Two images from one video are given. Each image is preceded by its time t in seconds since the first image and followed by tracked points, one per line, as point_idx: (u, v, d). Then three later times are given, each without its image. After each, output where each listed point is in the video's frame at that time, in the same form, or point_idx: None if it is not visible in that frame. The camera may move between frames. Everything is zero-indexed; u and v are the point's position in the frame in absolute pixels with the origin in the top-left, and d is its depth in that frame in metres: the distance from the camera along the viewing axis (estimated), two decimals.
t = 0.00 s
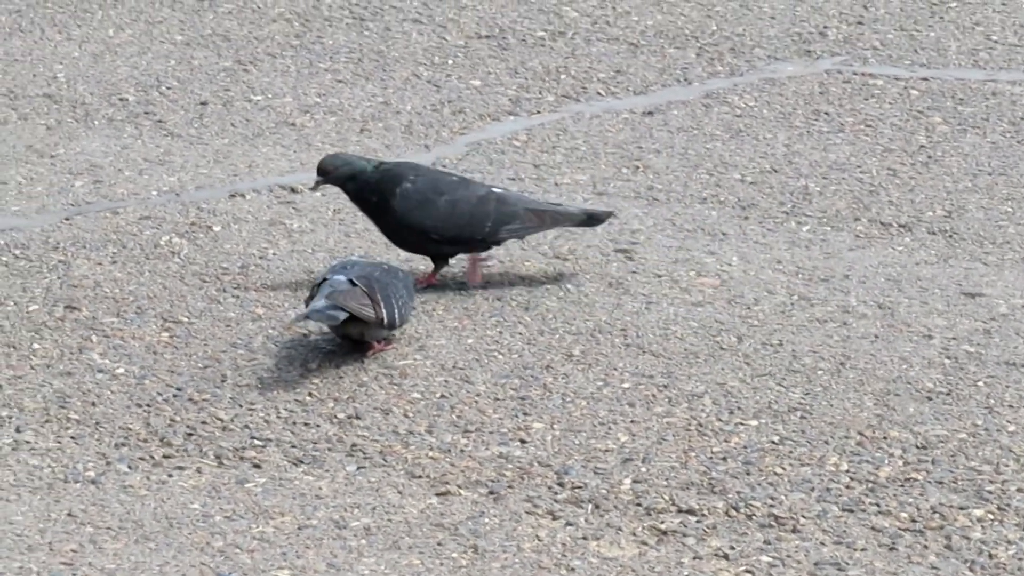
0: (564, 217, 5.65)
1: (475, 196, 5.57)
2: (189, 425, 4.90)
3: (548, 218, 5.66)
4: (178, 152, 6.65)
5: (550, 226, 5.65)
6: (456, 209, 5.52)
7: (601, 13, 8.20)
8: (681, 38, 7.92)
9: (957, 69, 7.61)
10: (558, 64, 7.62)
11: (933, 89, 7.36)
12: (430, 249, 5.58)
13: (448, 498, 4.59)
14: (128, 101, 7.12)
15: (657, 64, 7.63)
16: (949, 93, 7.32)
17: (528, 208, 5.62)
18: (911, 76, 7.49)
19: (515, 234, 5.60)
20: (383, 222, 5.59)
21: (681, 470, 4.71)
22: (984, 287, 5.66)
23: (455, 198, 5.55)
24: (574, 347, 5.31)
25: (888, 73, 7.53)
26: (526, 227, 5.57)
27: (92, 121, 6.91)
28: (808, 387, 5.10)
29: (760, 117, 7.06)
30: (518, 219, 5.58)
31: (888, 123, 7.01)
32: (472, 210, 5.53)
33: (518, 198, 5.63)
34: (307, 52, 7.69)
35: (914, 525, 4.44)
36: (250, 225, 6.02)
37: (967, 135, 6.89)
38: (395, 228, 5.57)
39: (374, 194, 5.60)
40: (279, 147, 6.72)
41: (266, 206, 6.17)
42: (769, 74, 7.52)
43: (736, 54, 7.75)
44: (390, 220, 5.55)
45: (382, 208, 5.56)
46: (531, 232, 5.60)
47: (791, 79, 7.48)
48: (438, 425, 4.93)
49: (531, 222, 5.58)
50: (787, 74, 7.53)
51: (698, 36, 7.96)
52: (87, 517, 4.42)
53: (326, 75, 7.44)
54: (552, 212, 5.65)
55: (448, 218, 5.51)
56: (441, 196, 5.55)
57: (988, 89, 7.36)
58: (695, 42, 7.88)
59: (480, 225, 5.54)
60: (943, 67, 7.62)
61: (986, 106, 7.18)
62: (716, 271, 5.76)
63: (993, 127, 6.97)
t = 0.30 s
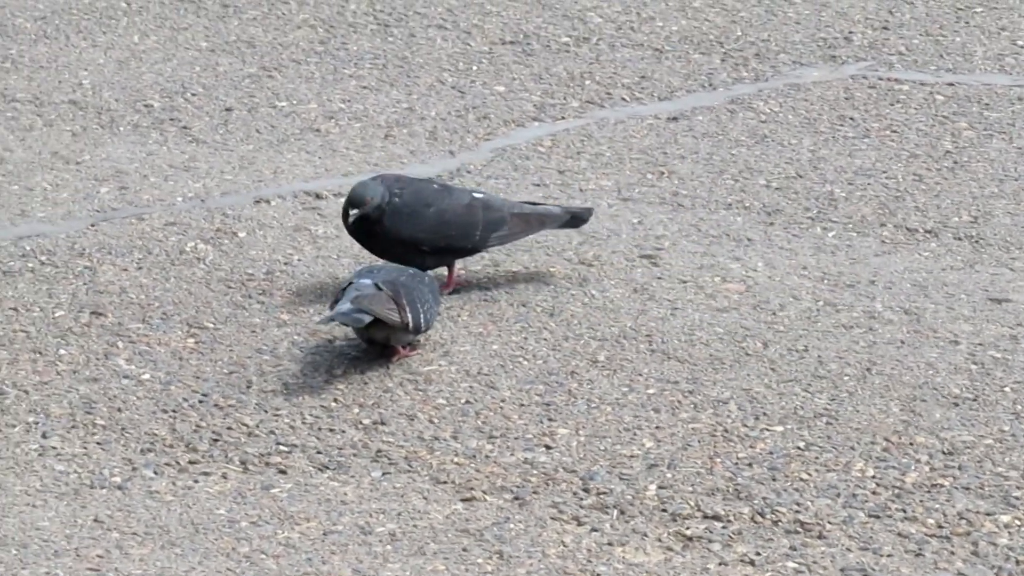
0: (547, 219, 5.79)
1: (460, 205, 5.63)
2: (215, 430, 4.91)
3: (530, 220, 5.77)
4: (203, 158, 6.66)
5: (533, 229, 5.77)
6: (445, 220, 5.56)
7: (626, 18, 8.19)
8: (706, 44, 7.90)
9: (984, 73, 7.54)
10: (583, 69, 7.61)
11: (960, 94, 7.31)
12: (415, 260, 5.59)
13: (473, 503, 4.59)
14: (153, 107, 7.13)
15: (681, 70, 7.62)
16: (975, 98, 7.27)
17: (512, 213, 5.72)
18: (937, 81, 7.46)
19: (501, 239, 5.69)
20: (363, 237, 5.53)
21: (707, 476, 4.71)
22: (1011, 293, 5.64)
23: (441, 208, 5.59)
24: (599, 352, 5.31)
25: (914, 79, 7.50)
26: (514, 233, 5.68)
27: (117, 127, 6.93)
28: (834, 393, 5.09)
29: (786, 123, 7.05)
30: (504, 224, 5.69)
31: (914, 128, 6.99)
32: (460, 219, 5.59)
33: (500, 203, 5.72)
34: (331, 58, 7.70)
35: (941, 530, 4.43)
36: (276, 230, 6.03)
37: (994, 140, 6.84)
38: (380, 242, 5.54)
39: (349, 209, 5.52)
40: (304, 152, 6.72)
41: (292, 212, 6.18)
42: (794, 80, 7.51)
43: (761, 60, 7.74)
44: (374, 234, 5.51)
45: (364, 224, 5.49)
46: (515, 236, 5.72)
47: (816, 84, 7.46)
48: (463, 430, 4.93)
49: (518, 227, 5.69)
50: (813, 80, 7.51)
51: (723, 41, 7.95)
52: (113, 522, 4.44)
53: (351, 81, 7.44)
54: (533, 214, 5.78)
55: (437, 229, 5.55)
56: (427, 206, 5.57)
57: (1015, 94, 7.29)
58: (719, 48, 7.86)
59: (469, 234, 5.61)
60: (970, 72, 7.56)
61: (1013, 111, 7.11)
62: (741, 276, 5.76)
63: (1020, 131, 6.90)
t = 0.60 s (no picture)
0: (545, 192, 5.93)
1: (476, 198, 5.68)
2: (241, 432, 4.92)
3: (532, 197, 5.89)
4: (229, 160, 6.67)
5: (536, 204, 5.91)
6: (469, 216, 5.60)
7: (653, 20, 8.19)
8: (732, 46, 7.89)
9: (1012, 74, 7.51)
10: (608, 71, 7.60)
11: (987, 95, 7.29)
12: (450, 264, 5.59)
13: (499, 504, 4.60)
14: (180, 109, 7.13)
15: (708, 71, 7.60)
16: (1003, 99, 7.24)
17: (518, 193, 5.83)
18: (965, 82, 7.43)
19: (516, 221, 5.80)
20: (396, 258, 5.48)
21: (733, 477, 4.70)
22: None
23: (462, 206, 5.61)
24: (625, 354, 5.30)
25: (941, 80, 7.48)
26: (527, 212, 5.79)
27: (143, 129, 6.93)
28: (861, 394, 5.09)
29: (812, 124, 7.05)
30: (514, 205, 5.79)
31: (941, 129, 6.97)
32: (481, 211, 5.64)
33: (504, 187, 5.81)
34: (358, 60, 7.70)
35: (968, 532, 4.43)
36: (302, 232, 6.04)
37: (1021, 141, 6.81)
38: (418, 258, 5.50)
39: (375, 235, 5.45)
40: (330, 154, 6.72)
41: (318, 213, 6.18)
42: (821, 82, 7.50)
43: (787, 61, 7.72)
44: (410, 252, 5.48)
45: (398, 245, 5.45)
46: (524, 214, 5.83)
47: (843, 86, 7.45)
48: (489, 432, 4.93)
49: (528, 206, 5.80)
50: (840, 81, 7.50)
51: (749, 43, 7.93)
52: (140, 523, 4.45)
53: (377, 83, 7.44)
54: (532, 190, 5.92)
55: (467, 226, 5.58)
56: (450, 207, 5.59)
57: None
58: (746, 49, 7.85)
59: (492, 224, 5.68)
60: (997, 73, 7.53)
61: None
62: (767, 278, 5.75)
63: None
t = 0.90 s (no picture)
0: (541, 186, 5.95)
1: (474, 198, 5.69)
2: (265, 436, 4.92)
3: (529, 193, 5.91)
4: (253, 164, 6.67)
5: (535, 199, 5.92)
6: (472, 215, 5.61)
7: (677, 25, 8.19)
8: (757, 50, 7.89)
9: None
10: (632, 76, 7.60)
11: (1012, 100, 7.27)
12: (464, 267, 5.60)
13: (523, 509, 4.59)
14: (204, 114, 7.14)
15: (732, 76, 7.60)
16: None
17: (514, 190, 5.84)
18: (990, 87, 7.43)
19: (518, 216, 5.80)
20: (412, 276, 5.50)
21: (758, 482, 4.70)
22: None
23: (462, 207, 5.62)
24: (649, 359, 5.30)
25: (965, 84, 7.47)
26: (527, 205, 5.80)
27: (168, 134, 6.94)
28: (885, 399, 5.08)
29: (836, 129, 7.04)
30: (512, 201, 5.80)
31: (965, 134, 6.97)
32: (481, 209, 5.65)
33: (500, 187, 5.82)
34: (382, 65, 7.70)
35: (992, 537, 4.43)
36: (326, 237, 6.04)
37: None
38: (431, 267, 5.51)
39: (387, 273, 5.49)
40: (354, 159, 6.73)
41: (342, 218, 6.18)
42: (845, 86, 7.49)
43: (812, 66, 7.72)
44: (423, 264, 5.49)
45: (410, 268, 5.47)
46: (525, 210, 5.84)
47: (867, 90, 7.44)
48: (513, 437, 4.93)
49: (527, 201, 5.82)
50: (864, 86, 7.49)
51: (773, 47, 7.94)
52: (164, 528, 4.45)
53: (401, 88, 7.44)
54: (527, 187, 5.93)
55: (472, 225, 5.59)
56: (451, 210, 5.60)
57: None
58: (770, 54, 7.85)
59: (496, 221, 5.67)
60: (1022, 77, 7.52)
61: None
62: (792, 282, 5.75)
63: None
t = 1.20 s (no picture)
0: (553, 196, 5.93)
1: (485, 201, 5.68)
2: (284, 440, 4.92)
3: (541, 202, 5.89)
4: (273, 168, 6.68)
5: (547, 208, 5.89)
6: (482, 217, 5.59)
7: (697, 29, 8.19)
8: (777, 55, 7.89)
9: None
10: (652, 80, 7.61)
11: None
12: (471, 268, 5.57)
13: (542, 513, 4.59)
14: (224, 118, 7.14)
15: (752, 81, 7.60)
16: None
17: (526, 197, 5.83)
18: (1010, 92, 7.42)
19: (529, 221, 5.79)
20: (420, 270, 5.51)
21: (777, 487, 4.70)
22: None
23: (472, 209, 5.61)
24: (668, 363, 5.30)
25: (986, 90, 7.47)
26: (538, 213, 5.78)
27: (188, 137, 6.94)
28: (905, 404, 5.08)
29: (856, 134, 7.04)
30: (524, 209, 5.78)
31: (985, 139, 6.96)
32: (492, 213, 5.63)
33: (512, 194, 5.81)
34: (401, 69, 7.70)
35: (1012, 543, 4.42)
36: (346, 241, 6.04)
37: None
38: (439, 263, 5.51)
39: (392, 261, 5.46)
40: (374, 163, 6.73)
41: (362, 222, 6.18)
42: (865, 91, 7.50)
43: (832, 71, 7.72)
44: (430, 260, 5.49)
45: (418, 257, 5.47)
46: (536, 219, 5.82)
47: (887, 95, 7.44)
48: (532, 441, 4.93)
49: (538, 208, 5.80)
50: (884, 91, 7.50)
51: (794, 52, 7.94)
52: (183, 531, 4.45)
53: (421, 92, 7.45)
54: (540, 195, 5.91)
55: (481, 226, 5.57)
56: (461, 211, 5.58)
57: None
58: (790, 59, 7.85)
59: (506, 225, 5.65)
60: None
61: None
62: (812, 287, 5.75)
63: None
